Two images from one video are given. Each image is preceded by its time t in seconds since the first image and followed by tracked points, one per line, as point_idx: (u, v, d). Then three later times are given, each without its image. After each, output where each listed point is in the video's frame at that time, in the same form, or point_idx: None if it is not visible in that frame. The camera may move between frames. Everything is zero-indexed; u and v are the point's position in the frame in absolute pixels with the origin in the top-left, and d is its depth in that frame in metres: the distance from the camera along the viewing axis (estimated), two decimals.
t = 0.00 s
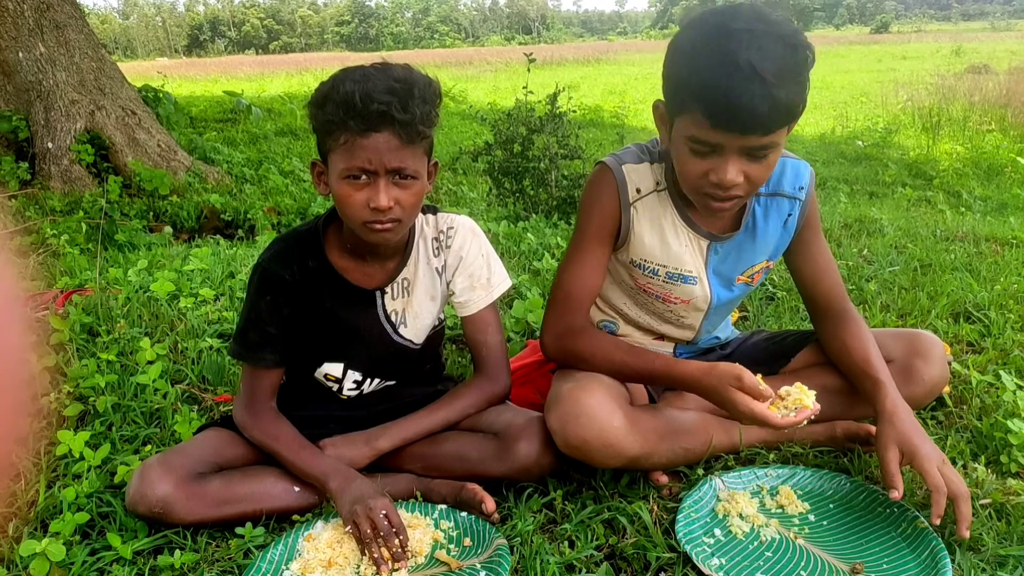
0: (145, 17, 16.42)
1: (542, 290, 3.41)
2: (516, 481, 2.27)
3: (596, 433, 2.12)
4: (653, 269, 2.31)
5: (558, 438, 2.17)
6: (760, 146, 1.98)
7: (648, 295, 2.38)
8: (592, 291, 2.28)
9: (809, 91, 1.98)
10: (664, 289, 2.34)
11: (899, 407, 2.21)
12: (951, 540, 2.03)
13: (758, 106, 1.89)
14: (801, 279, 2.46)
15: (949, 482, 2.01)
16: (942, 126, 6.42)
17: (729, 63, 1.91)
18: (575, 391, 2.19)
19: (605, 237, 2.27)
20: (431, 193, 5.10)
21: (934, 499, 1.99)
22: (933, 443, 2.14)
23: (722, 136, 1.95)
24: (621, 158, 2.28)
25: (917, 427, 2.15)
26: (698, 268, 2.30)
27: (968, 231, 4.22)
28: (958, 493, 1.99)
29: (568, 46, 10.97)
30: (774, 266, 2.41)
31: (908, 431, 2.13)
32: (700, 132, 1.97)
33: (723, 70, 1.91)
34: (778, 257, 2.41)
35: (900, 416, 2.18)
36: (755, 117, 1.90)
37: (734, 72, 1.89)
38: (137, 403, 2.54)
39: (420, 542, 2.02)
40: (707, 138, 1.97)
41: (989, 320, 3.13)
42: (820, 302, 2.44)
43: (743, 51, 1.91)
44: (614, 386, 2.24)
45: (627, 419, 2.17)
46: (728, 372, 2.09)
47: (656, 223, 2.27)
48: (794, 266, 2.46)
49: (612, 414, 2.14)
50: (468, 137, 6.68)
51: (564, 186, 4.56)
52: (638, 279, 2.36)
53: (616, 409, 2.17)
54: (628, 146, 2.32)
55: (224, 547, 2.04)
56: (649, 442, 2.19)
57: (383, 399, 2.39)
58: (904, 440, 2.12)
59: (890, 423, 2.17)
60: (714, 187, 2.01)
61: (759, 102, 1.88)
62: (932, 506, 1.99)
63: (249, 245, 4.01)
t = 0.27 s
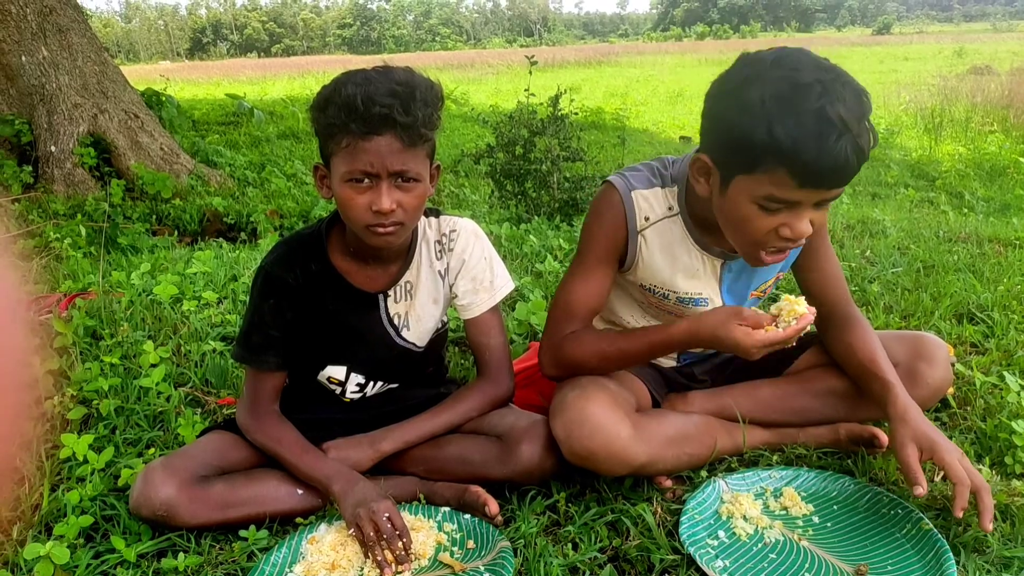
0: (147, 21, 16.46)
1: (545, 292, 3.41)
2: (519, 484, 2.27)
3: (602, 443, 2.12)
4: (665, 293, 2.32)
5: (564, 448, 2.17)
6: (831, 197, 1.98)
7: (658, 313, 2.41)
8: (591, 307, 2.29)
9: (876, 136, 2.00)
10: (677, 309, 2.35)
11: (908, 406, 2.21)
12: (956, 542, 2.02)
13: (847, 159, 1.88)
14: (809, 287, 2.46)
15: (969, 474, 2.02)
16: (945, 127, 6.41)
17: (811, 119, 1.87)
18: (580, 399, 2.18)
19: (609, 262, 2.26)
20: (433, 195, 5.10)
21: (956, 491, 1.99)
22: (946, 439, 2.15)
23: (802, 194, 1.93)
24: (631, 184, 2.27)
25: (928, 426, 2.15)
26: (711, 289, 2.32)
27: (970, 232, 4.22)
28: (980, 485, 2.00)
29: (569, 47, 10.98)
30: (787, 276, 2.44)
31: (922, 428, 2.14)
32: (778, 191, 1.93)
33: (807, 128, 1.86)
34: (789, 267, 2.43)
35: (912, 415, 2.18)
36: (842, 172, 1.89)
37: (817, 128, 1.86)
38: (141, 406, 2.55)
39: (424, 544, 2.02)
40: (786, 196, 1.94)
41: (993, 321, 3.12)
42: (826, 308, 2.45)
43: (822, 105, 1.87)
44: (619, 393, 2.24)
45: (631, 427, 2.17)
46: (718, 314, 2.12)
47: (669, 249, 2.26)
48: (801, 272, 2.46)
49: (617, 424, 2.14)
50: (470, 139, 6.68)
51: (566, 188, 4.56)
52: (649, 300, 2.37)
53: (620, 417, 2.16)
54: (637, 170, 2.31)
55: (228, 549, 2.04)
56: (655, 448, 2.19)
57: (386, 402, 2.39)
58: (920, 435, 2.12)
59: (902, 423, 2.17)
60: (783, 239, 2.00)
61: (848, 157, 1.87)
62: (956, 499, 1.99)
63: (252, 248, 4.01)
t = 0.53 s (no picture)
0: (148, 22, 16.49)
1: (546, 294, 3.42)
2: (520, 486, 2.27)
3: (604, 449, 2.11)
4: (674, 300, 2.33)
5: (565, 453, 2.16)
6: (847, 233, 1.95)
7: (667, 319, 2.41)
8: (598, 312, 2.29)
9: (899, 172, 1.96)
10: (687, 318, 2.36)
11: (907, 411, 2.21)
12: (957, 544, 2.02)
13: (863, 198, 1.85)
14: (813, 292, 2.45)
15: (962, 482, 2.01)
16: (946, 128, 6.42)
17: (831, 153, 1.83)
18: (582, 406, 2.18)
19: (620, 268, 2.26)
20: (434, 197, 5.11)
21: (948, 498, 1.99)
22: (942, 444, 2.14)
23: (816, 231, 1.90)
24: (648, 189, 2.25)
25: (926, 432, 2.15)
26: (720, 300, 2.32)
27: (971, 233, 4.22)
28: (973, 493, 2.00)
29: (570, 49, 10.98)
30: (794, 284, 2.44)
31: (920, 433, 2.13)
32: (792, 225, 1.90)
33: (827, 163, 1.82)
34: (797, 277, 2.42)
35: (910, 420, 2.18)
36: (859, 210, 1.86)
37: (837, 163, 1.82)
38: (142, 408, 2.55)
39: (425, 547, 2.02)
40: (799, 230, 1.91)
41: (994, 323, 3.12)
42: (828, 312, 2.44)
43: (844, 140, 1.83)
44: (621, 400, 2.23)
45: (634, 435, 2.16)
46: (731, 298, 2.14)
47: (682, 259, 2.25)
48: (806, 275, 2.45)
49: (619, 431, 2.14)
50: (471, 141, 6.69)
51: (567, 190, 4.57)
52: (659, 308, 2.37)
53: (622, 425, 2.16)
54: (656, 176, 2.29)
55: (229, 551, 2.04)
56: (655, 455, 2.18)
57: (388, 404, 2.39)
58: (916, 440, 2.12)
59: (900, 428, 2.17)
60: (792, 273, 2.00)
61: (866, 194, 1.83)
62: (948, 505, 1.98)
63: (253, 250, 4.02)
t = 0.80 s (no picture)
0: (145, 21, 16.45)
1: (542, 293, 3.42)
2: (516, 486, 2.27)
3: (601, 453, 2.12)
4: (677, 297, 2.30)
5: (563, 458, 2.17)
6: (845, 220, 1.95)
7: (667, 317, 2.39)
8: (595, 308, 2.27)
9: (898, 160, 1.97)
10: (686, 314, 2.34)
11: (902, 413, 2.21)
12: (952, 544, 2.02)
13: (859, 181, 1.85)
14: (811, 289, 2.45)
15: (956, 486, 2.02)
16: (942, 129, 6.43)
17: (829, 136, 1.85)
18: (579, 408, 2.18)
19: (624, 264, 2.24)
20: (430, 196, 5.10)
21: (942, 501, 1.99)
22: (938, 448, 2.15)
23: (813, 211, 1.90)
24: (654, 183, 2.24)
25: (922, 436, 2.15)
26: (725, 296, 2.29)
27: (968, 234, 4.23)
28: (966, 497, 2.00)
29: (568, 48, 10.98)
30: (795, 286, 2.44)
31: (916, 437, 2.13)
32: (790, 207, 1.91)
33: (823, 146, 1.84)
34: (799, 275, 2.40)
35: (904, 420, 2.18)
36: (856, 195, 1.86)
37: (835, 146, 1.83)
38: (137, 407, 2.54)
39: (419, 546, 2.02)
40: (796, 213, 1.91)
41: (989, 323, 3.13)
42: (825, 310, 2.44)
43: (841, 124, 1.85)
44: (619, 403, 2.24)
45: (631, 437, 2.17)
46: (744, 392, 2.03)
47: (686, 255, 2.23)
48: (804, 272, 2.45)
49: (617, 435, 2.14)
50: (468, 140, 6.69)
51: (563, 190, 4.57)
52: (660, 304, 2.35)
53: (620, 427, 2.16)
54: (662, 171, 2.29)
55: (224, 551, 2.04)
56: (653, 457, 2.18)
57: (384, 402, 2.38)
58: (912, 444, 2.12)
59: (894, 429, 2.17)
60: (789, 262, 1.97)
61: (864, 177, 1.84)
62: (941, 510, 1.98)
63: (249, 249, 4.01)
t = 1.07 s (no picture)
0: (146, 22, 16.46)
1: (545, 294, 3.42)
2: (518, 486, 2.27)
3: (603, 450, 2.12)
4: (684, 280, 2.27)
5: (565, 455, 2.18)
6: (830, 147, 1.97)
7: (673, 305, 2.35)
8: (613, 300, 2.23)
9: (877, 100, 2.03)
10: (692, 300, 2.31)
11: (904, 414, 2.20)
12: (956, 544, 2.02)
13: (838, 95, 1.89)
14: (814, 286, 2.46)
15: (957, 488, 2.01)
16: (944, 128, 6.42)
17: (804, 58, 1.93)
18: (581, 406, 2.19)
19: (634, 250, 2.22)
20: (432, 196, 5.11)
21: (942, 502, 1.98)
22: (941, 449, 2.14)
23: (797, 130, 1.93)
24: (655, 165, 2.23)
25: (925, 436, 2.14)
26: (729, 282, 2.27)
27: (970, 233, 4.22)
28: (966, 501, 1.99)
29: (570, 48, 10.98)
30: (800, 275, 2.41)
31: (918, 438, 2.13)
32: (772, 126, 1.94)
33: (798, 63, 1.92)
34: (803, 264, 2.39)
35: (907, 422, 2.18)
36: (836, 108, 1.90)
37: (811, 64, 1.91)
38: (140, 408, 2.54)
39: (423, 547, 2.02)
40: (782, 136, 1.94)
41: (992, 323, 3.13)
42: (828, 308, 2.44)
43: (815, 46, 1.93)
44: (622, 400, 2.24)
45: (634, 433, 2.17)
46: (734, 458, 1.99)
47: (691, 233, 2.22)
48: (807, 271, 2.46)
49: (619, 430, 2.14)
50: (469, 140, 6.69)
51: (565, 190, 4.57)
52: (666, 289, 2.32)
53: (622, 423, 2.16)
54: (663, 153, 2.27)
55: (228, 552, 2.04)
56: (655, 454, 2.18)
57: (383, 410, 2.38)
58: (915, 445, 2.11)
59: (898, 429, 2.16)
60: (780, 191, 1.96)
61: (842, 92, 1.89)
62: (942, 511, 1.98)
63: (252, 250, 4.01)
